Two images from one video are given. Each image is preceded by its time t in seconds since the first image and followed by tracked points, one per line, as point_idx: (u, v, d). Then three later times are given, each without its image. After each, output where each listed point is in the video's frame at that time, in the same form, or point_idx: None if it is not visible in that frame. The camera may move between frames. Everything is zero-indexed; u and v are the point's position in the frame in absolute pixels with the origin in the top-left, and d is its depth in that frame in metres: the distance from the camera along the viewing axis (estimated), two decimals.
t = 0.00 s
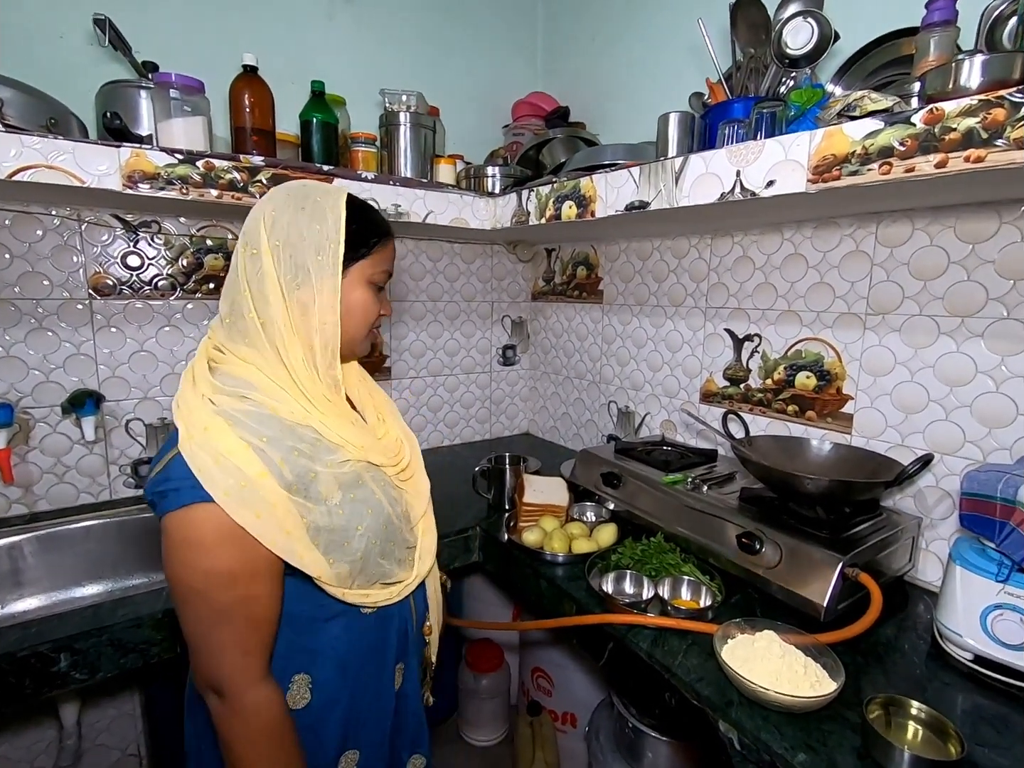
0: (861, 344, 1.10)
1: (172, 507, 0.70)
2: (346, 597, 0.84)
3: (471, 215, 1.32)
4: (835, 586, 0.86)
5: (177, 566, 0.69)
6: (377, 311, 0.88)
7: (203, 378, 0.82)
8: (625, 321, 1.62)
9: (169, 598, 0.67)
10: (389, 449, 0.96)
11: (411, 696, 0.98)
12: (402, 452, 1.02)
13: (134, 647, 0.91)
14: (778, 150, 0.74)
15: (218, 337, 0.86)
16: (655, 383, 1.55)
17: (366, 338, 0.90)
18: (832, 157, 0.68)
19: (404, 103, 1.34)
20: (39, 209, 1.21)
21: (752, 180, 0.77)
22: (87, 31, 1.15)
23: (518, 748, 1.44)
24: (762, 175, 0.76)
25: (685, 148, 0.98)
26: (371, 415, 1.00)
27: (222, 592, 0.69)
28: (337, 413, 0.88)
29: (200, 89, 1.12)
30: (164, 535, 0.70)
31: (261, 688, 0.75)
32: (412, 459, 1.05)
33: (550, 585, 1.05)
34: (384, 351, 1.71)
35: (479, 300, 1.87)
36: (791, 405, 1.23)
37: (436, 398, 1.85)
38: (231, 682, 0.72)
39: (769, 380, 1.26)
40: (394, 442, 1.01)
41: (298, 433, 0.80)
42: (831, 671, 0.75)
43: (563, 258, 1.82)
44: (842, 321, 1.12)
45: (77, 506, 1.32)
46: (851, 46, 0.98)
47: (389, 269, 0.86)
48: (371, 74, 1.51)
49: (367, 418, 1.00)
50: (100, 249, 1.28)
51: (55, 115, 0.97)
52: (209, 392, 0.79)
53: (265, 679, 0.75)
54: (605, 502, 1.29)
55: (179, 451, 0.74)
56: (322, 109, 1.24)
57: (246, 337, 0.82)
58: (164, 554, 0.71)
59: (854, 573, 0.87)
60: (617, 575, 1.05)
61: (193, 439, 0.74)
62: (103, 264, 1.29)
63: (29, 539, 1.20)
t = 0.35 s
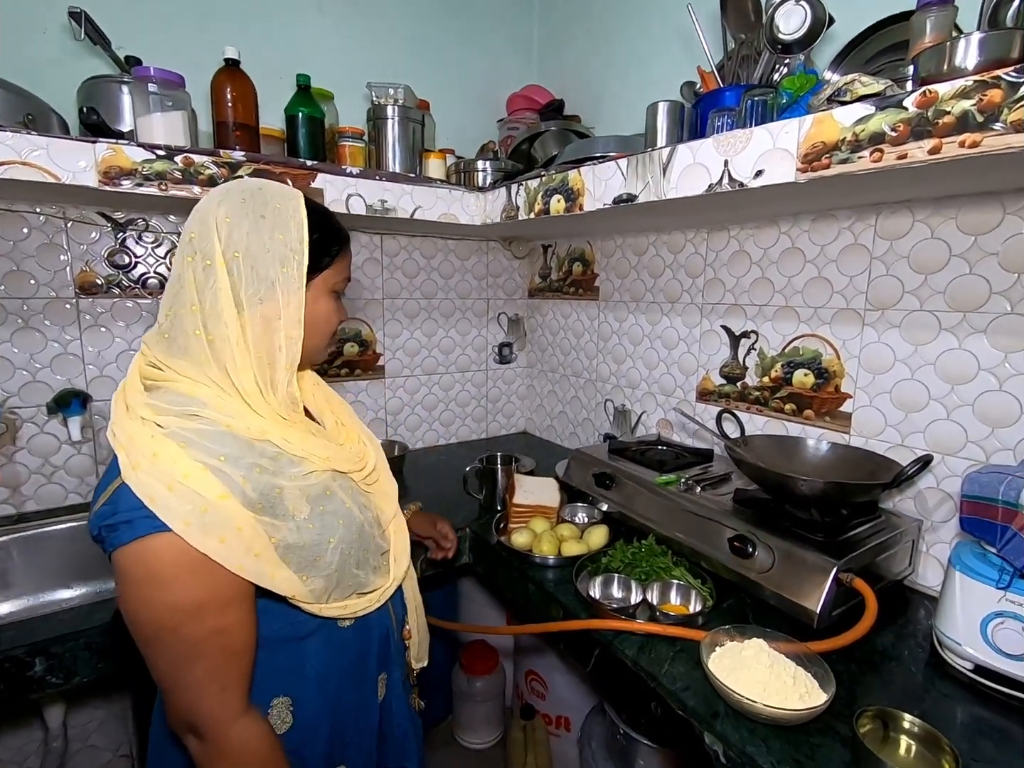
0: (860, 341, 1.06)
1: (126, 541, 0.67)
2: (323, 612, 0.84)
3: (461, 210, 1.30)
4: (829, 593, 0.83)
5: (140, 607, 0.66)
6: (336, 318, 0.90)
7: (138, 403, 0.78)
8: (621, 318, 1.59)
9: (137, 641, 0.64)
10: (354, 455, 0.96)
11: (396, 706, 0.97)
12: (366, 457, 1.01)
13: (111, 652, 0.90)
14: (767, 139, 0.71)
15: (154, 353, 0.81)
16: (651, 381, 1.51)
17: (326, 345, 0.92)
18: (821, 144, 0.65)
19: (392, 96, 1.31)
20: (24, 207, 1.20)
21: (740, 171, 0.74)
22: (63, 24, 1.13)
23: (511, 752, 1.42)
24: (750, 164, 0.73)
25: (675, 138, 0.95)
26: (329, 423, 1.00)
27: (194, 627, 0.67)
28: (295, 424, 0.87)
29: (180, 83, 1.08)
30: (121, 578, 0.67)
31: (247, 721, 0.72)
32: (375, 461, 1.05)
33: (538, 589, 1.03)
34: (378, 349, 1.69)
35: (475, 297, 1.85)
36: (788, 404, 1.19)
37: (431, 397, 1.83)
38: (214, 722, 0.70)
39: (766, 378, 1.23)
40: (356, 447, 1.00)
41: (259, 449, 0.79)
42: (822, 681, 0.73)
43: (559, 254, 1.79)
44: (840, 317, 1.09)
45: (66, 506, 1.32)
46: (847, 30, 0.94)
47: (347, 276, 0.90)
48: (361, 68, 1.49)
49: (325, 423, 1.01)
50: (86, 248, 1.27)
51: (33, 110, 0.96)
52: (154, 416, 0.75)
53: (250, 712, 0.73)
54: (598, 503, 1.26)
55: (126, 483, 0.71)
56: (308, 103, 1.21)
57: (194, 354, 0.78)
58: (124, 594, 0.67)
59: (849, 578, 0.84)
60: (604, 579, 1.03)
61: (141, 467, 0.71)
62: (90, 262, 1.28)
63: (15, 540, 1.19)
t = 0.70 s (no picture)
0: (858, 339, 1.01)
1: (72, 513, 0.66)
2: (284, 596, 0.82)
3: (448, 204, 1.26)
4: (817, 604, 0.79)
5: (78, 578, 0.65)
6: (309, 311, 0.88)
7: (98, 384, 0.77)
8: (617, 314, 1.55)
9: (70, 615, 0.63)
10: (327, 441, 0.94)
11: (376, 697, 0.95)
12: (341, 445, 0.99)
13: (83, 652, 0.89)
14: (748, 126, 0.67)
15: (125, 339, 0.80)
16: (646, 379, 1.48)
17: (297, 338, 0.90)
18: (804, 131, 0.61)
19: (378, 87, 1.29)
20: (9, 203, 1.19)
21: (722, 160, 0.70)
22: (34, 16, 1.11)
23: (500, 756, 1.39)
24: (732, 153, 0.69)
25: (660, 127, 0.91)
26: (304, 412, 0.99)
27: (128, 608, 0.65)
28: (262, 409, 0.85)
29: (158, 76, 1.05)
30: (66, 546, 0.66)
31: (175, 707, 0.71)
32: (350, 449, 1.03)
33: (520, 593, 1.00)
34: (370, 346, 1.67)
35: (470, 293, 1.82)
36: (784, 404, 1.15)
37: (426, 394, 1.80)
38: (140, 704, 0.69)
39: (762, 378, 1.18)
40: (330, 434, 0.98)
41: (220, 431, 0.77)
42: (804, 699, 0.69)
43: (556, 249, 1.75)
44: (839, 314, 1.04)
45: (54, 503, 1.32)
46: (844, 12, 0.89)
47: (323, 269, 0.88)
48: (350, 61, 1.46)
49: (301, 413, 0.99)
50: (72, 243, 1.26)
51: (9, 105, 0.95)
52: (113, 395, 0.74)
53: (180, 698, 0.72)
54: (586, 505, 1.23)
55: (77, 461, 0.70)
56: (291, 95, 1.19)
57: (160, 339, 0.77)
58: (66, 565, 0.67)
59: (838, 589, 0.80)
60: (585, 585, 1.01)
61: (91, 445, 0.70)
62: (76, 258, 1.27)
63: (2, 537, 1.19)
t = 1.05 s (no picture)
0: (859, 337, 0.96)
1: (51, 470, 0.67)
2: (253, 573, 0.80)
3: (439, 197, 1.24)
4: (801, 616, 0.75)
5: (49, 527, 0.65)
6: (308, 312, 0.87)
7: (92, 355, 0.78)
8: (616, 310, 1.51)
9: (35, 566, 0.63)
10: (312, 430, 0.93)
11: (348, 685, 0.93)
12: (329, 435, 0.98)
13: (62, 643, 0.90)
14: (727, 110, 0.63)
15: (127, 320, 0.80)
16: (644, 377, 1.43)
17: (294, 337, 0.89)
18: (782, 113, 0.57)
19: (369, 78, 1.27)
20: (6, 197, 1.20)
21: (701, 147, 0.67)
22: (17, 8, 1.10)
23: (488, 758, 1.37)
24: (711, 139, 0.65)
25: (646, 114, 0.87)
26: (296, 402, 0.98)
27: (88, 565, 0.65)
28: (249, 393, 0.84)
29: (143, 68, 1.05)
30: (45, 497, 0.67)
31: (130, 670, 0.70)
32: (339, 440, 1.01)
33: (500, 595, 0.98)
34: (368, 341, 1.66)
35: (470, 289, 1.79)
36: (783, 405, 1.10)
37: (425, 391, 1.79)
38: (95, 661, 0.68)
39: (760, 377, 1.14)
40: (317, 422, 0.97)
41: (201, 407, 0.77)
42: (779, 717, 0.66)
43: (557, 243, 1.72)
44: (839, 311, 0.99)
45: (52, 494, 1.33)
46: None
47: (324, 271, 0.87)
48: (347, 52, 1.44)
49: (290, 403, 0.98)
50: (68, 237, 1.27)
51: None
52: (102, 364, 0.75)
53: (137, 661, 0.71)
54: (576, 506, 1.20)
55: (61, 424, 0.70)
56: (280, 87, 1.18)
57: (157, 318, 0.77)
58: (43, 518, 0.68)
59: (824, 601, 0.75)
60: (564, 589, 0.98)
61: (75, 409, 0.70)
62: (72, 251, 1.28)
63: None
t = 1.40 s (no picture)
0: (862, 332, 0.92)
1: (74, 440, 0.67)
2: (252, 555, 0.80)
3: (436, 189, 1.23)
4: (788, 621, 0.72)
5: (66, 491, 0.66)
6: (322, 305, 0.89)
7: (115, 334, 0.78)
8: (619, 305, 1.48)
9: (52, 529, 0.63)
10: (316, 421, 0.93)
11: (328, 673, 0.93)
12: (333, 427, 0.98)
13: (55, 627, 0.92)
14: (709, 93, 0.61)
15: (151, 303, 0.81)
16: (647, 373, 1.41)
17: (308, 329, 0.90)
18: (764, 96, 0.55)
19: (368, 69, 1.26)
20: (15, 190, 1.23)
21: (684, 133, 0.64)
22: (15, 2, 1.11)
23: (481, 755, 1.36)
24: (694, 125, 0.63)
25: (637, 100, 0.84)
26: (304, 394, 0.98)
27: (104, 530, 0.65)
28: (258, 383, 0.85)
29: (140, 61, 1.05)
30: (64, 465, 0.68)
31: (139, 635, 0.70)
32: (343, 433, 1.01)
33: (487, 591, 0.97)
34: (371, 335, 1.67)
35: (475, 283, 1.78)
36: (784, 403, 1.07)
37: (428, 385, 1.79)
38: (105, 625, 0.68)
39: (761, 374, 1.10)
40: (321, 414, 0.98)
41: (220, 392, 0.78)
42: (756, 725, 0.64)
43: (562, 237, 1.69)
44: (841, 305, 0.95)
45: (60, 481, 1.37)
46: None
47: (339, 267, 0.89)
48: (350, 44, 1.44)
49: (297, 394, 0.98)
50: (75, 230, 1.30)
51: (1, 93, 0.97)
52: (126, 341, 0.76)
53: (146, 628, 0.71)
54: (569, 503, 1.18)
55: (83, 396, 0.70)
56: (279, 79, 1.18)
57: (182, 303, 0.79)
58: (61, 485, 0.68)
59: (812, 606, 0.72)
60: (549, 588, 0.96)
61: (98, 382, 0.71)
62: (79, 244, 1.30)
63: (5, 512, 1.24)
